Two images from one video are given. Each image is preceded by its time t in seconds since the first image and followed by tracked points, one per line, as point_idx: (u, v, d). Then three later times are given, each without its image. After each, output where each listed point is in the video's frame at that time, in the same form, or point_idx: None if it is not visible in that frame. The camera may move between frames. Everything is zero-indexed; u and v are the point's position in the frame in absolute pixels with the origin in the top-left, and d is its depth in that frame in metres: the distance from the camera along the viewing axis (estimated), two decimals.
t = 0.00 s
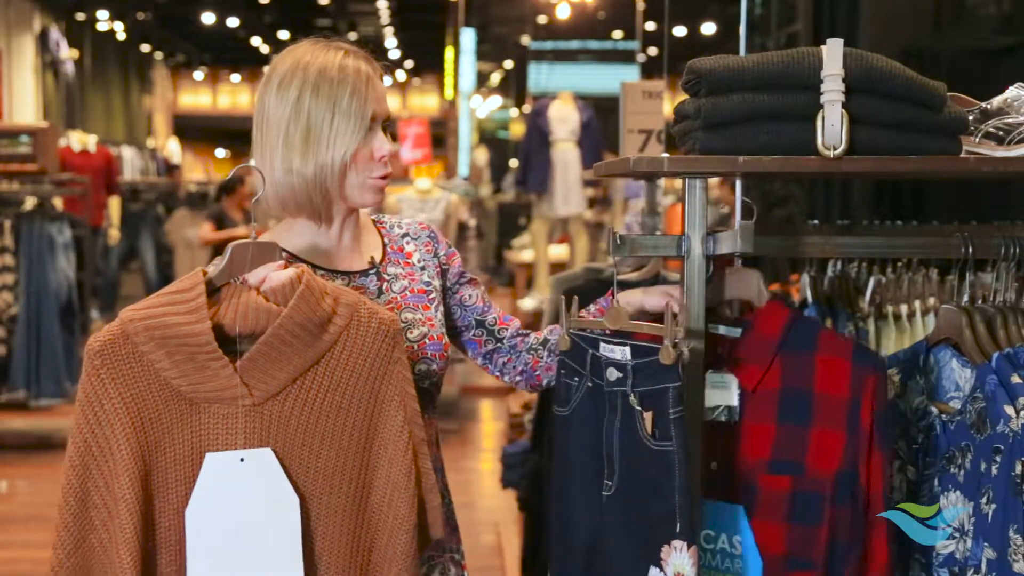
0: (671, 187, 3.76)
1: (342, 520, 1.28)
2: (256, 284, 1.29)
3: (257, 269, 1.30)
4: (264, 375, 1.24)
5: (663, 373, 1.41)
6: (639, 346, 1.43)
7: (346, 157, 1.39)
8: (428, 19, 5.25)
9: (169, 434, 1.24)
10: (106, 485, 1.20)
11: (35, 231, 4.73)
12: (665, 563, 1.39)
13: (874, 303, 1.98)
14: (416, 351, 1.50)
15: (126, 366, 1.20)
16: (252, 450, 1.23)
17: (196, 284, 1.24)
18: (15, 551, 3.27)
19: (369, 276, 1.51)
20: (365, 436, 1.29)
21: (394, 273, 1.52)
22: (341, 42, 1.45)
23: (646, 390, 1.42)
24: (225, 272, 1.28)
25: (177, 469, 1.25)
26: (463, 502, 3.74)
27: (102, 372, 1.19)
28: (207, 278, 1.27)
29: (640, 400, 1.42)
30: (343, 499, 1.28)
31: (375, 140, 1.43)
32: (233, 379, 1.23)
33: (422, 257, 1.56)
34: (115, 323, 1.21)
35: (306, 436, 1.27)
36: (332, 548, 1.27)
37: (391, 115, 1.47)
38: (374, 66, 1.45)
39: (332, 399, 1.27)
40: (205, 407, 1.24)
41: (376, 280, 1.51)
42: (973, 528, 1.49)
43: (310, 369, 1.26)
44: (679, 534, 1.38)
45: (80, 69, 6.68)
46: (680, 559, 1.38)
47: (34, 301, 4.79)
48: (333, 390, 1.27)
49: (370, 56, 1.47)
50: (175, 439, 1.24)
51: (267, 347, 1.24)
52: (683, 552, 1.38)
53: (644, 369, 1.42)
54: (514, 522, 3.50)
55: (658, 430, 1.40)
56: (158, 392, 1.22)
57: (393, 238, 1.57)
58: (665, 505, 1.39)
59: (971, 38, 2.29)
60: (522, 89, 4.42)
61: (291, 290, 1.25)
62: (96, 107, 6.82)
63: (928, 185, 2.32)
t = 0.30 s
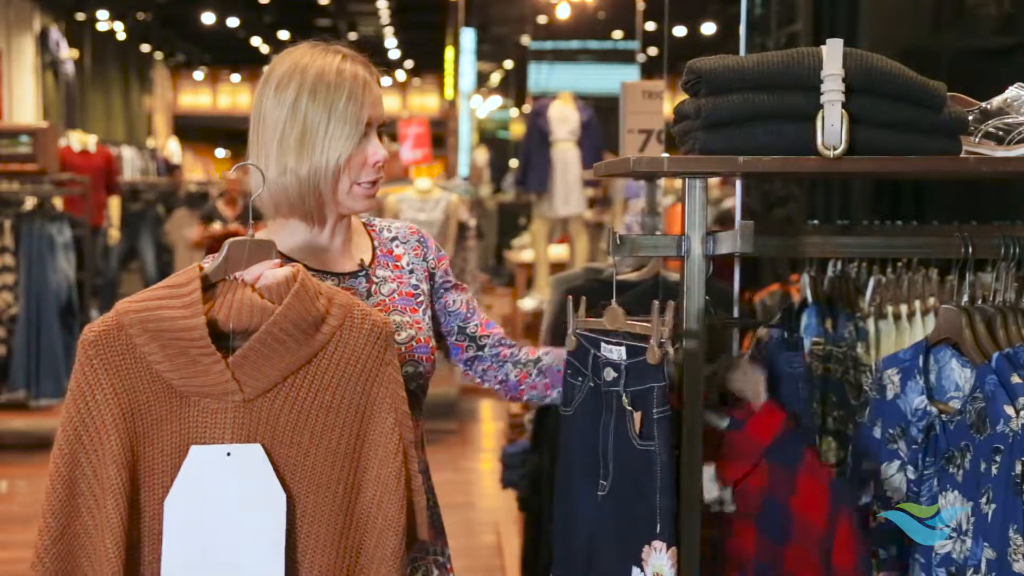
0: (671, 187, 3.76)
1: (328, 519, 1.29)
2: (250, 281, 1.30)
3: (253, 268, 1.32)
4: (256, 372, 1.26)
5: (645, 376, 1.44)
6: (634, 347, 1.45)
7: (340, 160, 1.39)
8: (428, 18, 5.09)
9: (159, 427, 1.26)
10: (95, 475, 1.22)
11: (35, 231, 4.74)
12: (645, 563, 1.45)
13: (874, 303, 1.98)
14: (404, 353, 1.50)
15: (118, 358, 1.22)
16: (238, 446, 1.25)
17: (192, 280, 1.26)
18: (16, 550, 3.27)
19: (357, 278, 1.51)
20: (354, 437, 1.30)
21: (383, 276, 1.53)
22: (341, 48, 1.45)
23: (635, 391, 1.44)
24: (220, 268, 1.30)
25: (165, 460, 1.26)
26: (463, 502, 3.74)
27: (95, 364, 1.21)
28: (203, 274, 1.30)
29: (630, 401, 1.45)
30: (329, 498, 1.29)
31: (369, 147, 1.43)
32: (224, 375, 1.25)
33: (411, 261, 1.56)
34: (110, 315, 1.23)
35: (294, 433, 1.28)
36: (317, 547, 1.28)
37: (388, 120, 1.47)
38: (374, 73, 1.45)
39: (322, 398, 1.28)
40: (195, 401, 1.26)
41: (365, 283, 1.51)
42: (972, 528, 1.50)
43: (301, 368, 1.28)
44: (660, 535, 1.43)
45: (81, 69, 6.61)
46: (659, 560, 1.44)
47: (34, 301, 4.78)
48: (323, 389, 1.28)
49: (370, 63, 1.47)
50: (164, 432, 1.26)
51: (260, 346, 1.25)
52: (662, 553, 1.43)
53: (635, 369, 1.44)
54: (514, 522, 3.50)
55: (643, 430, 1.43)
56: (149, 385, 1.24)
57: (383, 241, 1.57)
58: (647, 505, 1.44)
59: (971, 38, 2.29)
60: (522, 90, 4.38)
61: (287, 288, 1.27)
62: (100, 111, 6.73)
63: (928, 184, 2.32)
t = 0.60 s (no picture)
0: (671, 186, 3.76)
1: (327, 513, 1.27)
2: (263, 272, 1.29)
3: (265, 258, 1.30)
4: (263, 363, 1.24)
5: (690, 375, 1.39)
6: (643, 347, 1.43)
7: (343, 168, 1.40)
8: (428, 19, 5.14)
9: (166, 413, 1.25)
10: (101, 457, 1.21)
11: (35, 231, 4.74)
12: (684, 562, 1.39)
13: (874, 303, 1.98)
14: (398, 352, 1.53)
15: (131, 340, 1.21)
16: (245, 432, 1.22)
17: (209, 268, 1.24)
18: (17, 550, 3.27)
19: (354, 280, 1.54)
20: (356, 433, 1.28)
21: (376, 279, 1.57)
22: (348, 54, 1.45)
23: (660, 391, 1.41)
24: (231, 257, 1.29)
25: (172, 446, 1.26)
26: (464, 502, 3.75)
27: (108, 345, 1.20)
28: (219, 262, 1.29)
29: (653, 401, 1.41)
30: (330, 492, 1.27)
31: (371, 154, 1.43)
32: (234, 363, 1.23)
33: (399, 267, 1.61)
34: (126, 297, 1.22)
35: (299, 424, 1.27)
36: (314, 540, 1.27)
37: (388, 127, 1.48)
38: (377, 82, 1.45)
39: (328, 391, 1.27)
40: (204, 387, 1.25)
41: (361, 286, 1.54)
42: (972, 528, 1.50)
43: (308, 361, 1.26)
44: (703, 533, 1.39)
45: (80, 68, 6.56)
46: (701, 558, 1.39)
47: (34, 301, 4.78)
48: (330, 383, 1.27)
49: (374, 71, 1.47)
50: (171, 418, 1.25)
51: (271, 336, 1.23)
52: (704, 551, 1.38)
53: (655, 370, 1.41)
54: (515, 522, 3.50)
55: (686, 427, 1.39)
56: (159, 369, 1.23)
57: (373, 245, 1.61)
58: (683, 505, 1.39)
59: (971, 38, 2.28)
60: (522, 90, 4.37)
61: (301, 279, 1.25)
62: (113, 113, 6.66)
63: (928, 184, 2.31)
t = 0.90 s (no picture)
0: (671, 186, 3.75)
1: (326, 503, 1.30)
2: (249, 269, 1.28)
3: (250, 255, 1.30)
4: (253, 358, 1.24)
5: (696, 376, 1.39)
6: (646, 347, 1.42)
7: (328, 176, 1.40)
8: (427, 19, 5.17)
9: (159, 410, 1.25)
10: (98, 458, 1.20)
11: (35, 231, 4.74)
12: (702, 561, 1.39)
13: (874, 303, 1.97)
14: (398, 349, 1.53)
15: (120, 340, 1.21)
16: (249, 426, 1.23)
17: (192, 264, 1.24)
18: (21, 549, 3.27)
19: (352, 278, 1.54)
20: (351, 424, 1.29)
21: (373, 278, 1.56)
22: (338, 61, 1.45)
23: (665, 391, 1.41)
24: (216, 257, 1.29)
25: (166, 442, 1.26)
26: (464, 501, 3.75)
27: (99, 345, 1.20)
28: (203, 261, 1.28)
29: (659, 401, 1.41)
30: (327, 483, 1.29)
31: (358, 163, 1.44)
32: (223, 359, 1.23)
33: (393, 266, 1.61)
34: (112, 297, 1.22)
35: (292, 418, 1.28)
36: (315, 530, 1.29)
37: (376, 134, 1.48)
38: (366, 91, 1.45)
39: (320, 384, 1.28)
40: (196, 383, 1.25)
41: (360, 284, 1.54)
42: (972, 528, 1.50)
43: (298, 355, 1.27)
44: (718, 531, 1.38)
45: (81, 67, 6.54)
46: (719, 555, 1.38)
47: (34, 301, 4.78)
48: (321, 376, 1.28)
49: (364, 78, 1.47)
50: (164, 415, 1.25)
51: (258, 331, 1.23)
52: (721, 548, 1.38)
53: (660, 370, 1.41)
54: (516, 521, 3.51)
55: (698, 428, 1.39)
56: (150, 367, 1.24)
57: (367, 245, 1.60)
58: (697, 506, 1.39)
59: (971, 38, 2.28)
60: (522, 89, 4.34)
61: (284, 275, 1.25)
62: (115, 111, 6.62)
63: (928, 185, 2.31)
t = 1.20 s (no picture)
0: (671, 186, 3.74)
1: (302, 516, 1.32)
2: (212, 290, 1.32)
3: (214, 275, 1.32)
4: (220, 374, 1.29)
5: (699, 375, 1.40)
6: (647, 347, 1.43)
7: (303, 174, 1.45)
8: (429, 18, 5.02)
9: (129, 429, 1.28)
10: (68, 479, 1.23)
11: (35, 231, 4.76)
12: (711, 558, 1.39)
13: (874, 303, 1.98)
14: (388, 342, 1.59)
15: (85, 363, 1.25)
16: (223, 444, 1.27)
17: (147, 290, 1.27)
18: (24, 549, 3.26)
19: (347, 273, 1.59)
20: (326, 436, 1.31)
21: (369, 272, 1.62)
22: (319, 64, 1.50)
23: (668, 391, 1.41)
24: (185, 276, 1.31)
25: (138, 461, 1.29)
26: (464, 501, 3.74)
27: (65, 369, 1.23)
28: (163, 283, 1.30)
29: (662, 401, 1.41)
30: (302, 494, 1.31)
31: (334, 162, 1.48)
32: (188, 376, 1.27)
33: (391, 260, 1.67)
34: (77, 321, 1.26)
35: (263, 432, 1.31)
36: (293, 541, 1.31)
37: (357, 135, 1.52)
38: (345, 92, 1.49)
39: (289, 398, 1.31)
40: (163, 401, 1.29)
41: (354, 278, 1.59)
42: (972, 528, 1.50)
43: (266, 369, 1.30)
44: (725, 529, 1.39)
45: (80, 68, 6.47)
46: (727, 553, 1.39)
47: (34, 301, 4.77)
48: (290, 390, 1.31)
49: (345, 80, 1.51)
50: (134, 435, 1.28)
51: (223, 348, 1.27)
52: (729, 546, 1.39)
53: (663, 370, 1.41)
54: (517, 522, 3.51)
55: (707, 428, 1.39)
56: (118, 387, 1.27)
57: (365, 239, 1.67)
58: (704, 504, 1.39)
59: (971, 38, 2.28)
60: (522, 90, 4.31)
61: (244, 295, 1.28)
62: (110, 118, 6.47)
63: (928, 184, 2.31)
